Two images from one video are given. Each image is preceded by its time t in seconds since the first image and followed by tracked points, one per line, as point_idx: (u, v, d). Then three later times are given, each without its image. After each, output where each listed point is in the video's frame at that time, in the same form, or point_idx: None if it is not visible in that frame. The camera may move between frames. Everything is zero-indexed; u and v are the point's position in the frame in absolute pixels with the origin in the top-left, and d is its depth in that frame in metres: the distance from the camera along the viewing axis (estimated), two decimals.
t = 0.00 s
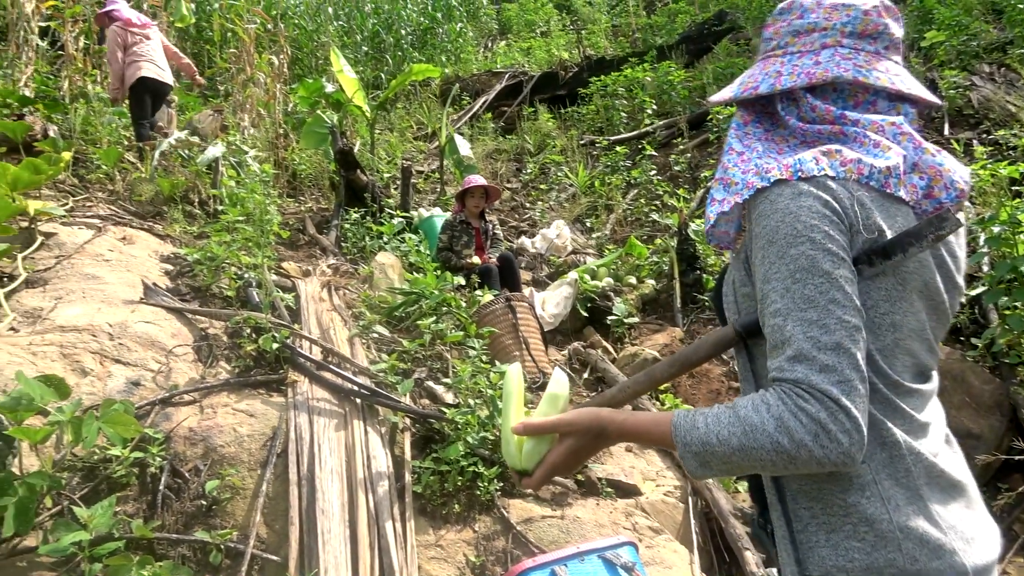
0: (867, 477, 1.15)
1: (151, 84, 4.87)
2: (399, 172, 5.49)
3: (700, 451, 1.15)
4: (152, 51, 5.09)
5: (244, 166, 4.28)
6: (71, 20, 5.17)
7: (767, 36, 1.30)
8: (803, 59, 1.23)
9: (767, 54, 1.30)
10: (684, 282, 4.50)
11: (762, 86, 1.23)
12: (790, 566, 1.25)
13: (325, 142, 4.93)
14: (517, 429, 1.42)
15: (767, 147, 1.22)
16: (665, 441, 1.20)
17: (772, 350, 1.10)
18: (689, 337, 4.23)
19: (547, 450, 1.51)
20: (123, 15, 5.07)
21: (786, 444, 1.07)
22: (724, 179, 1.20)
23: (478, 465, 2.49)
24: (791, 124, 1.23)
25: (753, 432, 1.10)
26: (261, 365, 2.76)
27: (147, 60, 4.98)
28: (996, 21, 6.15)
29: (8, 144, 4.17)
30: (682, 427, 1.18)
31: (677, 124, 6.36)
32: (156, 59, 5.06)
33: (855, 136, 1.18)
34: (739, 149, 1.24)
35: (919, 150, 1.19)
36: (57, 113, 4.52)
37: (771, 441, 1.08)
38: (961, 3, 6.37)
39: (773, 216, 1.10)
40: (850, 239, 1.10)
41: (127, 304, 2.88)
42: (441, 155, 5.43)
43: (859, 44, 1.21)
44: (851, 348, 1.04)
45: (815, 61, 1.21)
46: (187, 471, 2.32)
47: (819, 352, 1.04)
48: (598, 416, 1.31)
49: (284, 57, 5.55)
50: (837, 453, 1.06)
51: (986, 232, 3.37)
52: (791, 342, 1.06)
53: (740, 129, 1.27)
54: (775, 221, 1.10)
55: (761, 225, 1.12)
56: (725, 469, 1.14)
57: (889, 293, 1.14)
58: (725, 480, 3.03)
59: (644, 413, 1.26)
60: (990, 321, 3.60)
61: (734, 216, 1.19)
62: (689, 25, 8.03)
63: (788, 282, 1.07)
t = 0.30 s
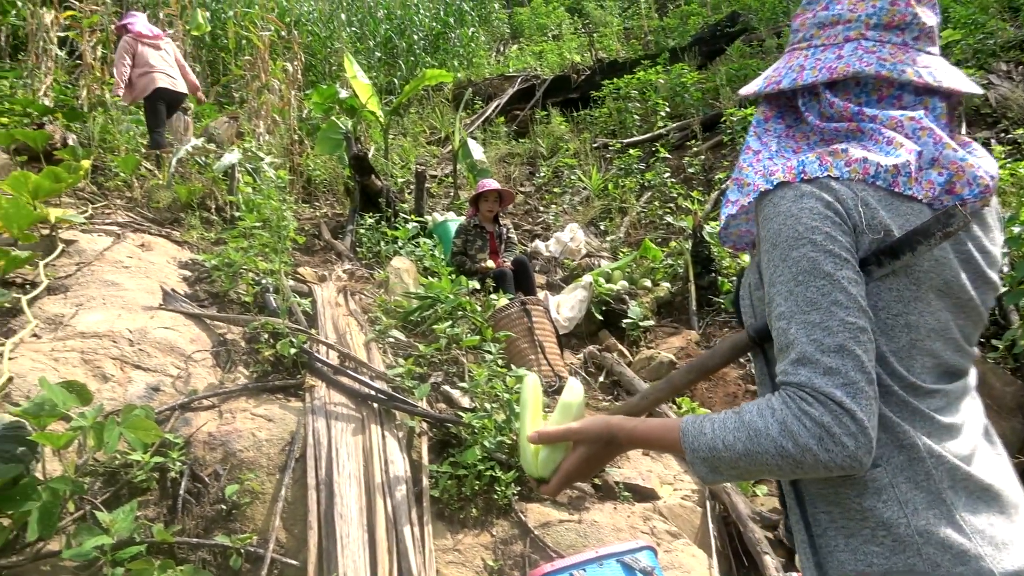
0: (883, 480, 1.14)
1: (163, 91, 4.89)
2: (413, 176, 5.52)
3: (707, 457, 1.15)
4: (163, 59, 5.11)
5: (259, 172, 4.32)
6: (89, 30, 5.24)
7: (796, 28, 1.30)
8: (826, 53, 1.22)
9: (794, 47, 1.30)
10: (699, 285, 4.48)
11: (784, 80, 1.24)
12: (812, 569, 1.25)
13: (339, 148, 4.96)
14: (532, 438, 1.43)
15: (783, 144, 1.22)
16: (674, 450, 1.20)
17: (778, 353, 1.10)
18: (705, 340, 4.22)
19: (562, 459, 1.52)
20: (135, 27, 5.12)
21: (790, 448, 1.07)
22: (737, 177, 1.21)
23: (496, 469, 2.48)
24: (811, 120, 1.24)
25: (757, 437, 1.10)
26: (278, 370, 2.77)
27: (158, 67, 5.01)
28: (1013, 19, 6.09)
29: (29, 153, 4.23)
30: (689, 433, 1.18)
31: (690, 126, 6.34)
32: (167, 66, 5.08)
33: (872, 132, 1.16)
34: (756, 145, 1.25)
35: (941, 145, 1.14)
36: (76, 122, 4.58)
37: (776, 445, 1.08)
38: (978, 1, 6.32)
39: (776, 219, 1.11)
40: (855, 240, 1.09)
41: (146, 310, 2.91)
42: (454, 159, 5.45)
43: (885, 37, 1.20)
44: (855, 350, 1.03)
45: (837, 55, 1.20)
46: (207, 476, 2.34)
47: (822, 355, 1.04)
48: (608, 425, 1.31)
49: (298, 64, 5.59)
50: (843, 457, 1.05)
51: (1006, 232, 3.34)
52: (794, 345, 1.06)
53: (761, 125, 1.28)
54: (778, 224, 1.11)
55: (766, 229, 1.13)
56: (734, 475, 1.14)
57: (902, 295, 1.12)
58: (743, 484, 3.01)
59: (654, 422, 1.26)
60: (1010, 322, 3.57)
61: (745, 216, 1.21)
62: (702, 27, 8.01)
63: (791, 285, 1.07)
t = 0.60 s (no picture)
0: (893, 497, 1.14)
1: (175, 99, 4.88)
2: (428, 183, 5.53)
3: (710, 469, 1.16)
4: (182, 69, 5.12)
5: (276, 179, 4.35)
6: (110, 37, 5.31)
7: (823, 34, 1.29)
8: (847, 60, 1.22)
9: (820, 53, 1.30)
10: (714, 294, 4.46)
11: (804, 89, 1.24)
12: None
13: (355, 155, 4.99)
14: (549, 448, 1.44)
15: (801, 153, 1.23)
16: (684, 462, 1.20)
17: (782, 367, 1.11)
18: (720, 349, 4.19)
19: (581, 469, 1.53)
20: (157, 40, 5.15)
21: (786, 462, 1.08)
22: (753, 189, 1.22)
23: (510, 477, 2.48)
24: (831, 130, 1.24)
25: (755, 450, 1.11)
26: (295, 375, 2.79)
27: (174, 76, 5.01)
28: None
29: (50, 159, 4.29)
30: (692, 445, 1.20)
31: (706, 134, 6.32)
32: (184, 75, 5.08)
33: (888, 141, 1.16)
34: (775, 154, 1.25)
35: (959, 152, 1.10)
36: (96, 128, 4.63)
37: (771, 458, 1.09)
38: (997, 9, 6.27)
39: (781, 234, 1.13)
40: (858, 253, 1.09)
41: (164, 315, 2.94)
42: (470, 166, 5.46)
43: (906, 42, 1.18)
44: (853, 364, 1.03)
45: (856, 63, 1.20)
46: (223, 480, 2.35)
47: (818, 370, 1.04)
48: (621, 435, 1.32)
49: (315, 71, 5.63)
50: (839, 472, 1.05)
51: None
52: (792, 360, 1.07)
53: (782, 133, 1.29)
54: (782, 238, 1.13)
55: (772, 243, 1.15)
56: (737, 487, 1.16)
57: (912, 308, 1.12)
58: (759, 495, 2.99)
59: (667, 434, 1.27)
60: None
61: (761, 227, 1.24)
62: (717, 35, 8.00)
63: (791, 299, 1.08)
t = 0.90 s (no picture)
0: (908, 509, 1.13)
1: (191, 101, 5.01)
2: (442, 193, 5.55)
3: (721, 480, 1.17)
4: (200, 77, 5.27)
5: (292, 189, 4.38)
6: (129, 50, 5.38)
7: (845, 40, 1.29)
8: (866, 67, 1.22)
9: (842, 59, 1.30)
10: (730, 302, 4.43)
11: (824, 96, 1.24)
12: None
13: (370, 164, 5.02)
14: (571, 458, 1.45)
15: (818, 159, 1.22)
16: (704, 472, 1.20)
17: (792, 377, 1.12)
18: (736, 358, 4.17)
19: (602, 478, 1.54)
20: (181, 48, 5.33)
21: (792, 473, 1.09)
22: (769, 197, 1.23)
23: (527, 486, 2.47)
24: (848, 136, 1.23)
25: (763, 460, 1.12)
26: (311, 385, 2.80)
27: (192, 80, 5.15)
28: None
29: (71, 170, 4.34)
30: (705, 455, 1.20)
31: (720, 141, 6.30)
32: (202, 83, 5.23)
33: (904, 147, 1.15)
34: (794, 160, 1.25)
35: (974, 158, 1.09)
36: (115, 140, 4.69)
37: (778, 469, 1.10)
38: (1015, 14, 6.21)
39: (790, 244, 1.14)
40: (867, 263, 1.09)
41: (182, 324, 2.96)
42: (484, 175, 5.47)
43: (925, 48, 1.17)
44: (859, 375, 1.04)
45: (874, 69, 1.19)
46: (241, 489, 2.36)
47: (824, 381, 1.05)
48: (640, 446, 1.32)
49: (330, 82, 5.68)
50: (845, 483, 1.05)
51: None
52: (799, 370, 1.08)
53: (802, 139, 1.28)
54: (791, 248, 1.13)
55: (783, 252, 1.16)
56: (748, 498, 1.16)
57: (924, 318, 1.11)
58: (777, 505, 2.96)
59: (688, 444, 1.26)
60: None
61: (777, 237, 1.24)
62: (731, 42, 7.99)
63: (800, 309, 1.09)
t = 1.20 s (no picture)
0: (935, 513, 1.12)
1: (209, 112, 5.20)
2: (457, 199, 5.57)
3: (744, 480, 1.16)
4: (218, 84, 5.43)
5: (308, 196, 4.41)
6: (146, 61, 5.44)
7: (868, 42, 1.29)
8: (890, 66, 1.21)
9: (865, 60, 1.29)
10: (747, 305, 4.40)
11: (848, 97, 1.24)
12: None
13: (385, 171, 5.05)
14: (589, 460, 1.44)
15: (844, 158, 1.21)
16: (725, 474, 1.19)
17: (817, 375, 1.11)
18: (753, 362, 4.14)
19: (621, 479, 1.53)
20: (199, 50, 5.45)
21: (818, 472, 1.08)
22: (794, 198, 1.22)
23: (544, 492, 2.47)
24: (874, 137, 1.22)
25: (787, 460, 1.11)
26: (328, 391, 2.82)
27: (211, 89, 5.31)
28: None
29: (91, 180, 4.40)
30: (727, 455, 1.19)
31: (735, 144, 6.27)
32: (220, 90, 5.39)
33: (931, 145, 1.13)
34: (818, 162, 1.24)
35: (1004, 154, 1.08)
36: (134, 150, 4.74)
37: (803, 469, 1.09)
38: None
39: (815, 240, 1.13)
40: (894, 258, 1.08)
41: (201, 332, 2.99)
42: (498, 181, 5.49)
43: (950, 45, 1.16)
44: (885, 371, 1.03)
45: (898, 69, 1.19)
46: (260, 495, 2.38)
47: (850, 377, 1.04)
48: (660, 445, 1.31)
49: (345, 90, 5.72)
50: (872, 482, 1.04)
51: None
52: (825, 367, 1.07)
53: (827, 141, 1.27)
54: (816, 244, 1.13)
55: (807, 249, 1.15)
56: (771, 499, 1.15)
57: (952, 315, 1.10)
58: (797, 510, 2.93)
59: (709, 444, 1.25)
60: None
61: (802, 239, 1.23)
62: (744, 45, 7.96)
63: (825, 306, 1.09)
